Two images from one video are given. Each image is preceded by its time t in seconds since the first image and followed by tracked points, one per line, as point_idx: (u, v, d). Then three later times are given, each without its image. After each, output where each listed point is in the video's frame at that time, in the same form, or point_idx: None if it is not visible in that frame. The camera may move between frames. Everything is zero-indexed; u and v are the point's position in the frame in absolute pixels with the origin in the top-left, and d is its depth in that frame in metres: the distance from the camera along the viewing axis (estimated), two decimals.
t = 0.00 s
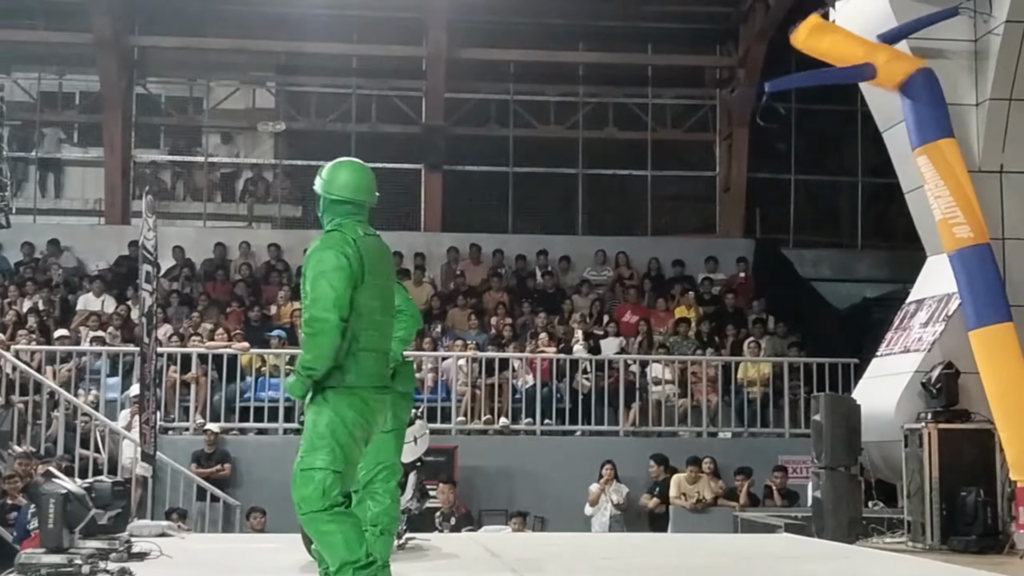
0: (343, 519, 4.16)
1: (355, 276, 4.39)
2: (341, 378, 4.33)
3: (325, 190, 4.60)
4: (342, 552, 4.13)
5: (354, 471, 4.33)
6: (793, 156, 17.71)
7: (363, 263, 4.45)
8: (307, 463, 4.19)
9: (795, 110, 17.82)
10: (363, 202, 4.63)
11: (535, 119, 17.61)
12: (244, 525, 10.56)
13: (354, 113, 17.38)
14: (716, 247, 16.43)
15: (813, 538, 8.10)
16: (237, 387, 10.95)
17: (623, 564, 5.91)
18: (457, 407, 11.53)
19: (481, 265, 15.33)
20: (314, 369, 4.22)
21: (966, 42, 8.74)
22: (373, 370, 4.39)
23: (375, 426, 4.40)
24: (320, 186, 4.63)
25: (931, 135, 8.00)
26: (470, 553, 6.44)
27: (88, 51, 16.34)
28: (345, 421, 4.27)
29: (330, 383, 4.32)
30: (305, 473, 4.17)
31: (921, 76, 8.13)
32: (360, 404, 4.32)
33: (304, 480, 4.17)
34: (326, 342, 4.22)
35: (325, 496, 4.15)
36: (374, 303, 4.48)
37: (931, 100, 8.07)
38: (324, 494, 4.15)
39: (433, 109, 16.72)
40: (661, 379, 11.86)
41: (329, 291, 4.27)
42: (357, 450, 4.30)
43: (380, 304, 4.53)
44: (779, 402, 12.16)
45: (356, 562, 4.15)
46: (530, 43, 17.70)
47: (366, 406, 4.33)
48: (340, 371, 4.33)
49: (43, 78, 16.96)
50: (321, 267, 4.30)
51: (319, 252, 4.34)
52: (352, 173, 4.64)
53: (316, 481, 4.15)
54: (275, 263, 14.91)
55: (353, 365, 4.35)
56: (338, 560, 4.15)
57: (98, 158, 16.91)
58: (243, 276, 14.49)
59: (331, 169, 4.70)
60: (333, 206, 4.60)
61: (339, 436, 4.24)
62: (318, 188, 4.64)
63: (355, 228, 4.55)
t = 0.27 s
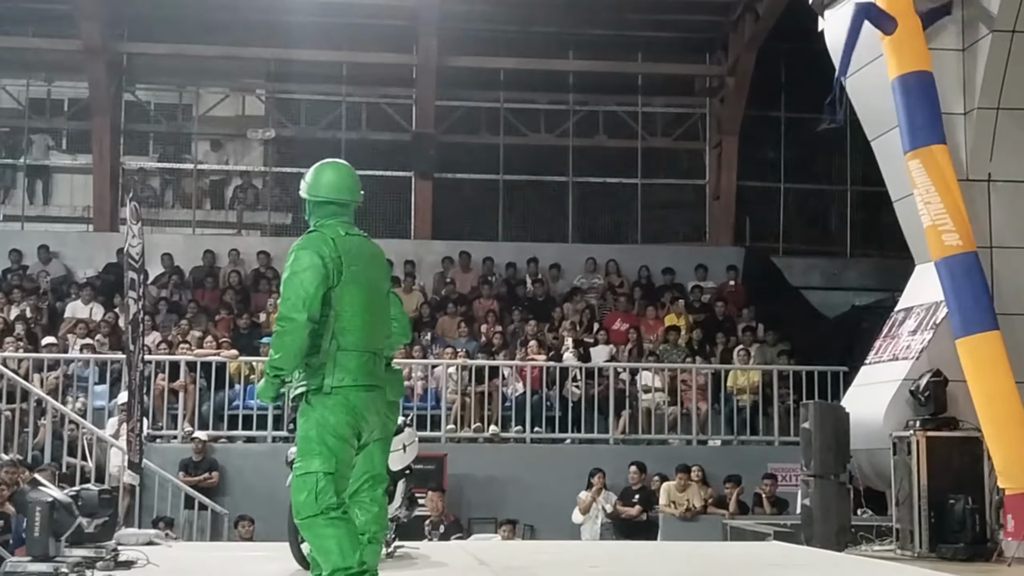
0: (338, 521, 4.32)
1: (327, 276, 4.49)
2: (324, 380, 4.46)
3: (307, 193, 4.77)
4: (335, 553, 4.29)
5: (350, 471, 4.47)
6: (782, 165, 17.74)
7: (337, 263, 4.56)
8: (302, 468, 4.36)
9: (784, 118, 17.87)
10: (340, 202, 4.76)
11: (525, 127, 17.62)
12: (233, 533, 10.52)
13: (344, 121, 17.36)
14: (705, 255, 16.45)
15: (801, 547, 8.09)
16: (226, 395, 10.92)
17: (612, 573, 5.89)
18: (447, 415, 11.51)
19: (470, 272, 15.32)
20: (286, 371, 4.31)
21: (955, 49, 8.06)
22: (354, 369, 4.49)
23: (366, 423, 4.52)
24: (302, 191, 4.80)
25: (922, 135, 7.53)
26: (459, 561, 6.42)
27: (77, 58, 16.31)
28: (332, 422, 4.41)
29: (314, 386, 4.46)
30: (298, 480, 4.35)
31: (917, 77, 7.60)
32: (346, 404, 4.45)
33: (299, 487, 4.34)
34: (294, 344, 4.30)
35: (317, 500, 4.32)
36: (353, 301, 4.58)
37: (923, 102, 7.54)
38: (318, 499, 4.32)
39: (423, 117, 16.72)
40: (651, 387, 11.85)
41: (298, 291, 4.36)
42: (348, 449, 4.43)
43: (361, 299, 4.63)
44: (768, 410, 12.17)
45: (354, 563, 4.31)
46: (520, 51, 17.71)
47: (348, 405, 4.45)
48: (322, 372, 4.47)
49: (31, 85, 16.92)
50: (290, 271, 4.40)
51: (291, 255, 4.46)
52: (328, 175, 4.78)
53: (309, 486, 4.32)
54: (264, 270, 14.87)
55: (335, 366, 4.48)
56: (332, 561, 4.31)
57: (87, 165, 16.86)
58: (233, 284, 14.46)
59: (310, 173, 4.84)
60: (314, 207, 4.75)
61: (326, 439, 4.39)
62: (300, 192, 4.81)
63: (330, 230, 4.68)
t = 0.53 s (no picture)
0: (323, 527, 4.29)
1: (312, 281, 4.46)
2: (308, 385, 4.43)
3: (292, 196, 4.76)
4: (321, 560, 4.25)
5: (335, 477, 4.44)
6: (770, 172, 17.76)
7: (321, 268, 4.52)
8: (289, 475, 4.33)
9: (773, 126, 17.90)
10: (327, 207, 4.76)
11: (514, 134, 17.62)
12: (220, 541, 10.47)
13: (333, 127, 17.35)
14: (694, 262, 16.46)
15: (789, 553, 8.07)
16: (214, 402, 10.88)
17: None
18: (435, 422, 11.49)
19: (459, 279, 15.32)
20: (267, 375, 4.25)
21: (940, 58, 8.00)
22: (340, 374, 4.46)
23: (351, 428, 4.50)
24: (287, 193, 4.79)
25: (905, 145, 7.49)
26: (447, 569, 6.39)
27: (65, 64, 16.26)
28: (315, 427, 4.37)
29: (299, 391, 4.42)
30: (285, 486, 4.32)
31: (900, 86, 7.55)
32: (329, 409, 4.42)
33: (286, 494, 4.31)
34: (275, 347, 4.24)
35: (303, 506, 4.29)
36: (338, 306, 4.55)
37: (904, 113, 7.49)
38: (307, 505, 4.29)
39: (412, 124, 16.70)
40: (640, 394, 11.83)
41: (282, 294, 4.32)
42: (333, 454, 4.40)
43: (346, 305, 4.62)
44: (757, 416, 12.17)
45: (343, 570, 4.29)
46: (509, 58, 17.72)
47: (334, 411, 4.42)
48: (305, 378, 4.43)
49: (19, 91, 16.87)
50: (274, 275, 4.37)
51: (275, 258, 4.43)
52: (314, 177, 4.76)
53: (294, 492, 4.30)
54: (252, 277, 14.83)
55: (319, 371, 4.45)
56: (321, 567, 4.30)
57: (74, 171, 16.81)
58: (221, 290, 14.42)
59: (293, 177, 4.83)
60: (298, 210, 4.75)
61: (311, 444, 4.35)
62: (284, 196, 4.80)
63: (314, 233, 4.65)
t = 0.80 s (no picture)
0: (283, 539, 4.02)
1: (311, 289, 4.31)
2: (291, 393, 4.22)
3: (269, 198, 4.46)
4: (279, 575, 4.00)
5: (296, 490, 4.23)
6: (758, 179, 17.81)
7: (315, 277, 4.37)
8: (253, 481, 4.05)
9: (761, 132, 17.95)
10: (305, 212, 4.48)
11: (502, 140, 17.63)
12: (207, 547, 10.42)
13: (321, 133, 17.34)
14: (682, 268, 16.48)
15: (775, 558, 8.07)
16: (201, 409, 10.85)
17: None
18: (423, 428, 11.47)
19: (448, 285, 15.31)
20: (267, 379, 4.05)
21: (926, 66, 8.01)
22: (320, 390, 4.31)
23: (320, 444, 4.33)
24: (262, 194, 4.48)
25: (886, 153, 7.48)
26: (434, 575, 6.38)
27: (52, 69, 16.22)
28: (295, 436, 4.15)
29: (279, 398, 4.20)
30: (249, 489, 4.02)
31: (879, 94, 7.56)
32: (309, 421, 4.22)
33: (249, 500, 4.02)
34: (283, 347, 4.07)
35: (266, 513, 4.01)
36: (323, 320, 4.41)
37: (885, 122, 7.49)
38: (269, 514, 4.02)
39: (400, 130, 16.70)
40: (628, 401, 11.83)
41: (291, 297, 4.16)
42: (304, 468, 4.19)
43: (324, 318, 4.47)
44: (744, 422, 12.18)
45: None
46: (498, 64, 17.73)
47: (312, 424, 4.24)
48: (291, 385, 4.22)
49: (6, 97, 16.82)
50: (279, 279, 4.18)
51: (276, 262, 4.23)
52: (295, 182, 4.48)
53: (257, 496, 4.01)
54: (240, 283, 14.79)
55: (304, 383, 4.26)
56: None
57: (61, 177, 16.75)
58: (208, 297, 14.39)
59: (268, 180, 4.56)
60: (275, 213, 4.45)
61: (288, 453, 4.11)
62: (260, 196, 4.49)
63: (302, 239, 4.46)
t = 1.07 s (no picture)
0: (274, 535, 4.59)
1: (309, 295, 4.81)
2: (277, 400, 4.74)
3: (246, 198, 4.87)
4: (258, 565, 4.53)
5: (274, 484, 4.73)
6: (746, 185, 17.86)
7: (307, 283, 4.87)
8: (244, 478, 4.56)
9: (749, 139, 18.01)
10: (277, 210, 4.91)
11: (491, 146, 17.65)
12: (193, 554, 10.38)
13: (309, 139, 17.32)
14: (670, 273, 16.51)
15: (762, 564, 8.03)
16: (187, 416, 10.83)
17: None
18: (411, 434, 11.46)
19: (436, 290, 15.32)
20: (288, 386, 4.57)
21: (911, 73, 8.03)
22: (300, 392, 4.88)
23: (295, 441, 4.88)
24: (236, 194, 4.88)
25: (868, 161, 7.50)
26: None
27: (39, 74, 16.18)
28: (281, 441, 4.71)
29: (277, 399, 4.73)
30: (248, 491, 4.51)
31: (861, 103, 7.55)
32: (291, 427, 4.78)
33: (238, 496, 4.54)
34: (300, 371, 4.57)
35: (258, 513, 4.53)
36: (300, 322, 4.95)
37: (865, 131, 7.50)
38: (256, 510, 4.53)
39: (389, 135, 16.69)
40: (615, 406, 11.84)
41: (303, 315, 4.66)
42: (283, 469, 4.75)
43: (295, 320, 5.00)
44: (732, 428, 12.20)
45: None
46: (486, 70, 17.75)
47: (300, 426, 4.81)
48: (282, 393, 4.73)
49: None
50: (291, 285, 4.66)
51: (286, 268, 4.68)
52: (269, 184, 4.91)
53: (252, 497, 4.52)
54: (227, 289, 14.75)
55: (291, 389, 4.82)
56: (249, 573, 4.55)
57: (48, 182, 16.70)
58: (195, 302, 14.35)
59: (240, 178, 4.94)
60: (252, 213, 4.87)
61: (279, 456, 4.66)
62: (234, 196, 4.88)
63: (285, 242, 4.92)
